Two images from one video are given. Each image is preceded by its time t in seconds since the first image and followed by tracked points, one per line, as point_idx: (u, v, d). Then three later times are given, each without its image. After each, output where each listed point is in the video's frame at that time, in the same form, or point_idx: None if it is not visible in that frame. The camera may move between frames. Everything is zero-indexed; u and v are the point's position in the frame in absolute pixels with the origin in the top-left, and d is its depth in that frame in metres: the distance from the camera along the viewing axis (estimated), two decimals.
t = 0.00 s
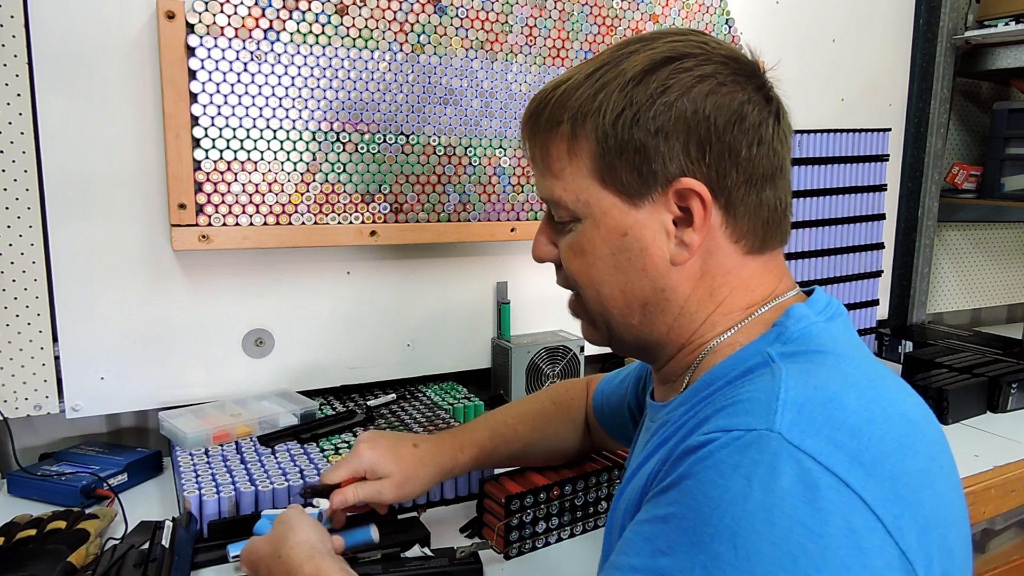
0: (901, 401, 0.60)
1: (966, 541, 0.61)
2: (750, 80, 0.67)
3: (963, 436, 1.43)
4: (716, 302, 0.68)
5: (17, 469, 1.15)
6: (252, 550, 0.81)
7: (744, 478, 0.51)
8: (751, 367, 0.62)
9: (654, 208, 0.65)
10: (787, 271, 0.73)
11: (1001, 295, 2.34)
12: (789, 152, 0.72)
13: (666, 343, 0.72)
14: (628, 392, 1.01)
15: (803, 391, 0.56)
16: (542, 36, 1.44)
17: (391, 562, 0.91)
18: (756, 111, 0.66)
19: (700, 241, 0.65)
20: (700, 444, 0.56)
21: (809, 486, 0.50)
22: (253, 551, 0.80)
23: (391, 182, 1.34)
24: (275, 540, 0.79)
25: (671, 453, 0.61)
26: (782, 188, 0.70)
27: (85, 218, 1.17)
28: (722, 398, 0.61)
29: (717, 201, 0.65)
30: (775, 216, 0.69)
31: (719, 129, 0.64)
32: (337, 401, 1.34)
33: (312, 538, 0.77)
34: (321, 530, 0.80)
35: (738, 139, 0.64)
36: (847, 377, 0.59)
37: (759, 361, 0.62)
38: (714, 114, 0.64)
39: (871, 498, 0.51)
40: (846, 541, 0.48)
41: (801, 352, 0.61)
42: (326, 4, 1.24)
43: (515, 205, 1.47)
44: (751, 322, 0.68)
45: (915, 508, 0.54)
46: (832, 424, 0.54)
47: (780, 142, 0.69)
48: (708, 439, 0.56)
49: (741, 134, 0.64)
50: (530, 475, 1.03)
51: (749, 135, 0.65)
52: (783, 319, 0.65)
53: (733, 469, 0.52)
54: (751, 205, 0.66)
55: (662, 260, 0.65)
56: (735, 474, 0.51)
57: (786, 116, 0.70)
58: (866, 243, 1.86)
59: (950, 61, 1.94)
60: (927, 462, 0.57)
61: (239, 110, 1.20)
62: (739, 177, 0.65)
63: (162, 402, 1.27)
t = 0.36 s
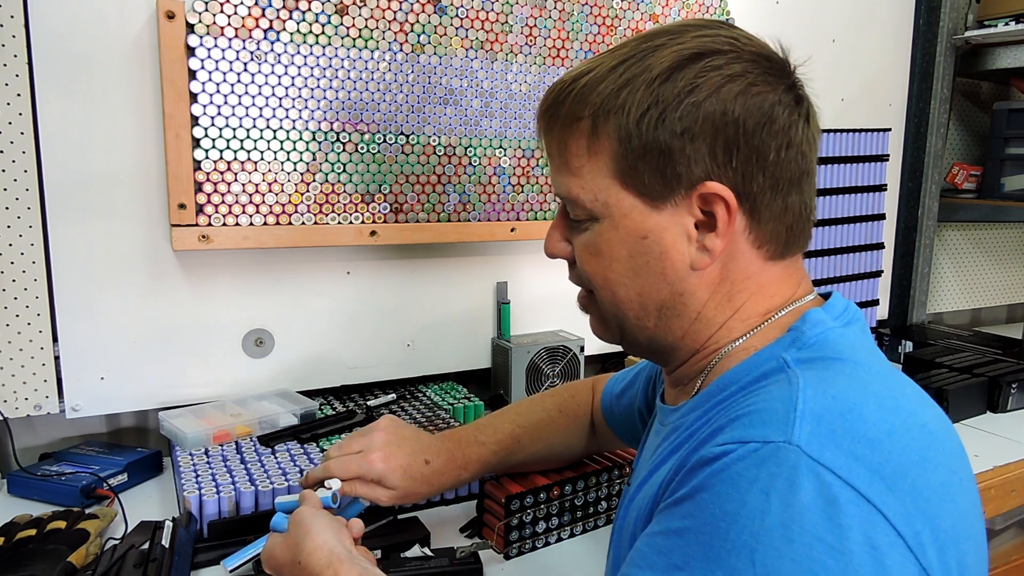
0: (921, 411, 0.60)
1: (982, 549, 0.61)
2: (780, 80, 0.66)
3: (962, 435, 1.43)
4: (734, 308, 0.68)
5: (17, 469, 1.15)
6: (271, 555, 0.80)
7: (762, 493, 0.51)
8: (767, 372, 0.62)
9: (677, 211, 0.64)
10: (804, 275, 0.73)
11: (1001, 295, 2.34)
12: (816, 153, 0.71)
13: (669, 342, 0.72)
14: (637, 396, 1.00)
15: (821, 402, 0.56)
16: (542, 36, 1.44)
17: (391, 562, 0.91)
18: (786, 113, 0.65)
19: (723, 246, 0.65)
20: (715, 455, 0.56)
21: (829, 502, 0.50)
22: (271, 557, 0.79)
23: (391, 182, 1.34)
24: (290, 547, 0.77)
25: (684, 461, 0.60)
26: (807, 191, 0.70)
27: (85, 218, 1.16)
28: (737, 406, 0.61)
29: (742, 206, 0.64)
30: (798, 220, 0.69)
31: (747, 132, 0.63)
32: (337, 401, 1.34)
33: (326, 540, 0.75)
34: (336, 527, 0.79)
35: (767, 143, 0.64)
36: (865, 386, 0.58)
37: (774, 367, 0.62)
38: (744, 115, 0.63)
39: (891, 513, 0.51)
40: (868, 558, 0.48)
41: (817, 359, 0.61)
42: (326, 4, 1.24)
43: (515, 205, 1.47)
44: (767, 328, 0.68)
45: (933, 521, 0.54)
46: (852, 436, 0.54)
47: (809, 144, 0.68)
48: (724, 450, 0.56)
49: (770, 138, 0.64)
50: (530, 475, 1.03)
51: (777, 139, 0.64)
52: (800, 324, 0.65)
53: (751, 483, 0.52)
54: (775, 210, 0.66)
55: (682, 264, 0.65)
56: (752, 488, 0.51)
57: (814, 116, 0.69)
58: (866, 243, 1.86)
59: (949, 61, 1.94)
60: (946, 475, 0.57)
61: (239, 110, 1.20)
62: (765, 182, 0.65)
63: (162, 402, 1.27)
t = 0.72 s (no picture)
0: (930, 415, 0.60)
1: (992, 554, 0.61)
2: (797, 81, 0.66)
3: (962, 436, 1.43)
4: (745, 311, 0.69)
5: (17, 469, 1.15)
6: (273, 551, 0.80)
7: (773, 497, 0.51)
8: (775, 374, 0.62)
9: (692, 214, 0.64)
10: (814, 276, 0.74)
11: (1001, 295, 2.34)
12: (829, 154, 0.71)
13: (670, 343, 0.72)
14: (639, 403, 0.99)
15: (832, 405, 0.56)
16: (542, 36, 1.44)
17: (391, 561, 0.91)
18: (804, 115, 0.65)
19: (739, 249, 0.65)
20: (725, 459, 0.56)
21: (841, 506, 0.50)
22: (272, 553, 0.79)
23: (391, 182, 1.34)
24: (294, 544, 0.77)
25: (693, 465, 0.61)
26: (821, 193, 0.70)
27: (86, 218, 1.17)
28: (745, 410, 0.61)
29: (759, 210, 0.64)
30: (813, 223, 0.69)
31: (766, 134, 0.63)
32: (337, 401, 1.34)
33: (330, 541, 0.76)
34: (340, 529, 0.79)
35: (785, 145, 0.64)
36: (875, 389, 0.58)
37: (782, 369, 0.62)
38: (763, 117, 0.63)
39: (902, 517, 0.51)
40: (879, 562, 0.48)
41: (826, 361, 0.61)
42: (326, 4, 1.24)
43: (515, 205, 1.47)
44: (776, 329, 0.68)
45: (945, 525, 0.54)
46: (862, 440, 0.54)
47: (824, 146, 0.68)
48: (734, 453, 0.56)
49: (787, 140, 0.64)
50: (530, 475, 1.03)
51: (795, 142, 0.64)
52: (807, 325, 0.65)
53: (761, 487, 0.52)
54: (792, 213, 0.66)
55: (696, 267, 0.65)
56: (763, 492, 0.51)
57: (828, 117, 0.69)
58: (866, 243, 1.86)
59: (950, 61, 1.94)
60: (956, 478, 0.57)
61: (239, 110, 1.20)
62: (782, 185, 0.65)
63: (162, 402, 1.27)
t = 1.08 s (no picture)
0: (925, 412, 0.60)
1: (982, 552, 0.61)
2: (792, 85, 0.66)
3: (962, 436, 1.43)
4: (741, 312, 0.69)
5: (17, 469, 1.15)
6: (269, 526, 0.80)
7: (768, 488, 0.51)
8: (770, 370, 0.62)
9: (687, 218, 0.64)
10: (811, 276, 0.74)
11: (1001, 295, 2.34)
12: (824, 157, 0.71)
13: (669, 344, 0.72)
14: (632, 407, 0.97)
15: (827, 400, 0.56)
16: (542, 36, 1.44)
17: (391, 562, 0.91)
18: (799, 119, 0.65)
19: (734, 253, 0.65)
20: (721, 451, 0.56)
21: (835, 499, 0.50)
22: (269, 528, 0.79)
23: (391, 181, 1.34)
24: (290, 522, 0.77)
25: (688, 458, 0.60)
26: (818, 196, 0.70)
27: (85, 218, 1.17)
28: (740, 405, 0.61)
29: (754, 214, 0.64)
30: (808, 226, 0.69)
31: (761, 139, 0.63)
32: (337, 401, 1.34)
33: (327, 527, 0.75)
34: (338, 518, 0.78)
35: (780, 149, 0.64)
36: (870, 384, 0.59)
37: (778, 365, 0.62)
38: (758, 122, 0.62)
39: (894, 510, 0.51)
40: (870, 554, 0.49)
41: (822, 357, 0.61)
42: (326, 4, 1.24)
43: (515, 205, 1.47)
44: (773, 327, 0.68)
45: (937, 520, 0.54)
46: (858, 434, 0.54)
47: (820, 148, 0.68)
48: (729, 446, 0.56)
49: (783, 144, 0.64)
50: (531, 475, 1.03)
51: (790, 146, 0.64)
52: (803, 323, 0.65)
53: (756, 479, 0.52)
54: (787, 217, 0.66)
55: (692, 270, 0.66)
56: (757, 483, 0.51)
57: (825, 119, 0.69)
58: (866, 243, 1.86)
59: (949, 62, 1.94)
60: (949, 475, 0.58)
61: (239, 110, 1.20)
62: (778, 190, 0.65)
63: (162, 402, 1.27)
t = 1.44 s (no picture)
0: (913, 402, 0.60)
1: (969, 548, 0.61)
2: (795, 91, 0.66)
3: (963, 436, 1.43)
4: (735, 311, 0.69)
5: (17, 469, 1.15)
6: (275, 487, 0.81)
7: (753, 466, 0.51)
8: (762, 361, 0.62)
9: (682, 217, 0.64)
10: (806, 278, 0.73)
11: (1001, 295, 2.34)
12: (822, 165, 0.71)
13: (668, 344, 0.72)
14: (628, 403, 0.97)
15: (815, 384, 0.56)
16: (543, 36, 1.44)
17: (391, 562, 0.91)
18: (799, 125, 0.65)
19: (726, 253, 0.65)
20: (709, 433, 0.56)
21: (819, 479, 0.50)
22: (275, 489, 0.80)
23: (391, 181, 1.34)
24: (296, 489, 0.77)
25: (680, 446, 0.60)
26: (813, 203, 0.70)
27: (85, 218, 1.16)
28: (730, 392, 0.60)
29: (749, 216, 0.64)
30: (802, 231, 0.69)
31: (760, 143, 0.63)
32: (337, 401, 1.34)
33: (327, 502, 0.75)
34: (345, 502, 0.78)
35: (778, 154, 0.64)
36: (859, 372, 0.59)
37: (769, 355, 0.62)
38: (758, 125, 0.62)
39: (877, 494, 0.52)
40: (850, 535, 0.50)
41: (812, 348, 0.61)
42: (326, 4, 1.24)
43: (515, 205, 1.47)
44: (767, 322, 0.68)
45: (921, 507, 0.54)
46: (844, 419, 0.54)
47: (818, 155, 0.68)
48: (718, 428, 0.56)
49: (781, 150, 0.64)
50: (531, 475, 1.03)
51: (788, 151, 0.64)
52: (796, 316, 0.65)
53: (743, 457, 0.52)
54: (782, 221, 0.66)
55: (684, 269, 0.66)
56: (743, 461, 0.51)
57: (824, 126, 0.69)
58: (866, 243, 1.86)
59: (949, 61, 1.94)
60: (935, 464, 0.58)
61: (239, 109, 1.20)
62: (774, 194, 0.65)
63: (162, 402, 1.27)
